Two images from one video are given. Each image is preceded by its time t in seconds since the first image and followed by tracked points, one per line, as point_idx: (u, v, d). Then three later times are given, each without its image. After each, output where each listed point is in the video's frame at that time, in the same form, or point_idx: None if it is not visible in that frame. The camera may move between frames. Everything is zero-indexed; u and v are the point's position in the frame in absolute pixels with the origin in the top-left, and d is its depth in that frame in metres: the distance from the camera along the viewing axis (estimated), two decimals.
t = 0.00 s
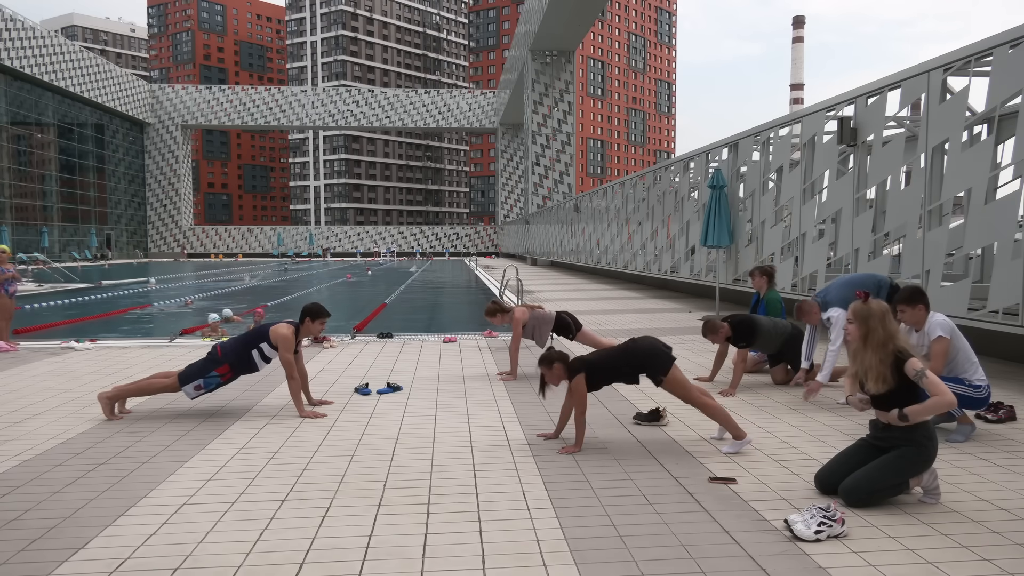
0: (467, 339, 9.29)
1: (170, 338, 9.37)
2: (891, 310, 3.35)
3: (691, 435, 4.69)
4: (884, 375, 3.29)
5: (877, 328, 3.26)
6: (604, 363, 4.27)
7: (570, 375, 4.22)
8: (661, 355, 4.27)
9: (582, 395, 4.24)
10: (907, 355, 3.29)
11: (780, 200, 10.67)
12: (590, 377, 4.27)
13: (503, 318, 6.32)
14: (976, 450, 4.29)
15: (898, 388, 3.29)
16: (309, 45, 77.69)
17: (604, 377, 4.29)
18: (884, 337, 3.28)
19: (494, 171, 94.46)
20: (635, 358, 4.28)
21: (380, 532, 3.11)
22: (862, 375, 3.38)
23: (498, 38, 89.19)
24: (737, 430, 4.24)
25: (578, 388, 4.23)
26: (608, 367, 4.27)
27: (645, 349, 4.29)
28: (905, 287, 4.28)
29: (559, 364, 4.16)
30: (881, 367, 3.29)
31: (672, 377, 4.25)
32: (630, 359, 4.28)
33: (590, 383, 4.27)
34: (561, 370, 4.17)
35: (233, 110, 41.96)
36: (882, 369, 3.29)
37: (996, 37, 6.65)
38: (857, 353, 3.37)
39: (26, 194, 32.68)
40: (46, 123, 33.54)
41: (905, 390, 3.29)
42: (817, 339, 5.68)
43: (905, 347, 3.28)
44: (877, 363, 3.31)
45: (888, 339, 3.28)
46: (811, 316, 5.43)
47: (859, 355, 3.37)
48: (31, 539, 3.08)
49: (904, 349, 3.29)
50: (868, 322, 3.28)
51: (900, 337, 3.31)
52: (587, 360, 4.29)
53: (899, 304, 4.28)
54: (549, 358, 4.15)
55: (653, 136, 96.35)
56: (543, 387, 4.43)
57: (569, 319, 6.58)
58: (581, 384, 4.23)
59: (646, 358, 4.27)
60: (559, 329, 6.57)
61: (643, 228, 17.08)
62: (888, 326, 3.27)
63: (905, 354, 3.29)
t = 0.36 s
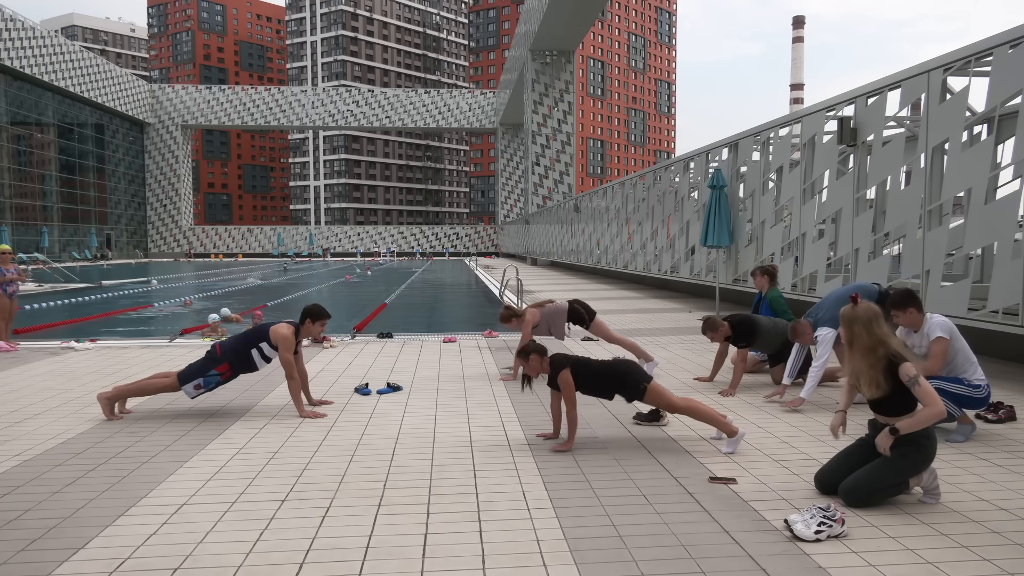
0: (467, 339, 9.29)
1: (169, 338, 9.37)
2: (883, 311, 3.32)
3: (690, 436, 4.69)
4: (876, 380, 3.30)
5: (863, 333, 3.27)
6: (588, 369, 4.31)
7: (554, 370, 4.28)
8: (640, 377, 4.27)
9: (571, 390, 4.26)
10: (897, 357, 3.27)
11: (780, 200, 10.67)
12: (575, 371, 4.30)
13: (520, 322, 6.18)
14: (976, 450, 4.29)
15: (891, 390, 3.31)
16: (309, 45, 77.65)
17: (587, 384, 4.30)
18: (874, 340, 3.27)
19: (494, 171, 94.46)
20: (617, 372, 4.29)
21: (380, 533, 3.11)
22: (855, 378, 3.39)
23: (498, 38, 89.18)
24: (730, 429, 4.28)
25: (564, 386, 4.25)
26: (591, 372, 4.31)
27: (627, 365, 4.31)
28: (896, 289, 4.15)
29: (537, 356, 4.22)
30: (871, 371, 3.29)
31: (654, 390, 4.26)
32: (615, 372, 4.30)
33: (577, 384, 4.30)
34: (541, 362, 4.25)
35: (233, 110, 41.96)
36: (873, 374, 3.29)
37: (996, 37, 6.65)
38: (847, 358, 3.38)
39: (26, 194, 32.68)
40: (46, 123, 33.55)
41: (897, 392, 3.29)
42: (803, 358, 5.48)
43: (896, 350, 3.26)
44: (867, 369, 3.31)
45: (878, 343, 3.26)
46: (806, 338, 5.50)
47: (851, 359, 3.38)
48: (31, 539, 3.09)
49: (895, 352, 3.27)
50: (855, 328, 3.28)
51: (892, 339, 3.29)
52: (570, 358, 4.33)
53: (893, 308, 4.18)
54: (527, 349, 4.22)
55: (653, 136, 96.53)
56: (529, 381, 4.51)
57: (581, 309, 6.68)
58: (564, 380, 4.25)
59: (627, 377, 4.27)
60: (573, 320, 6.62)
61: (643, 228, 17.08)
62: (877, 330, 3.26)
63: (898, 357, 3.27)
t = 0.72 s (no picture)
0: (467, 339, 9.29)
1: (169, 338, 9.37)
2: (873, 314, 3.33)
3: (690, 436, 4.69)
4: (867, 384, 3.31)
5: (852, 337, 3.29)
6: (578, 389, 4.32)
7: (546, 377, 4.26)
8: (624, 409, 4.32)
9: (561, 397, 4.24)
10: (888, 360, 3.28)
11: (780, 200, 10.67)
12: (567, 379, 4.27)
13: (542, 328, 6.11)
14: (976, 449, 4.29)
15: (881, 393, 3.32)
16: (309, 45, 77.60)
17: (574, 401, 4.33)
18: (861, 344, 3.30)
19: (494, 171, 94.45)
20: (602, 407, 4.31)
21: (380, 533, 3.11)
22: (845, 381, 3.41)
23: (498, 38, 89.16)
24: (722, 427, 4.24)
25: (556, 391, 4.22)
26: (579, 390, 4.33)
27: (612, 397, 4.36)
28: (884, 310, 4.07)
29: (528, 363, 4.23)
30: (860, 373, 3.31)
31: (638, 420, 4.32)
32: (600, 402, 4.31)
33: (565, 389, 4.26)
34: (532, 366, 4.25)
35: (233, 110, 41.96)
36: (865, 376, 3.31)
37: (997, 37, 6.64)
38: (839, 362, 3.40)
39: (26, 194, 32.68)
40: (46, 123, 33.55)
41: (888, 396, 3.30)
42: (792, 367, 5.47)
43: (885, 353, 3.28)
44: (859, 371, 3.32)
45: (866, 347, 3.29)
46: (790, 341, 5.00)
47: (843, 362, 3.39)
48: (31, 539, 3.09)
49: (883, 356, 3.28)
50: (846, 331, 3.31)
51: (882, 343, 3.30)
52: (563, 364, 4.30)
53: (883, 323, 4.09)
54: (517, 356, 4.21)
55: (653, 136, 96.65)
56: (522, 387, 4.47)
57: (596, 295, 6.64)
58: (555, 388, 4.22)
59: (613, 409, 4.31)
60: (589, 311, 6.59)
61: (643, 228, 17.08)
62: (868, 334, 3.28)
63: (889, 361, 3.28)
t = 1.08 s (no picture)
0: (467, 339, 9.30)
1: (170, 338, 9.37)
2: (876, 316, 3.36)
3: (691, 436, 4.69)
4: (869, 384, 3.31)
5: (854, 337, 3.31)
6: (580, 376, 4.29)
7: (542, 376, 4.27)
8: (636, 385, 4.25)
9: (559, 395, 4.27)
10: (888, 361, 3.29)
11: (780, 200, 10.68)
12: (564, 377, 4.28)
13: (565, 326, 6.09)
14: (976, 449, 4.29)
15: (879, 393, 3.33)
16: (309, 45, 77.62)
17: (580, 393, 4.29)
18: (862, 344, 3.32)
19: (494, 171, 94.44)
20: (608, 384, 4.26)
21: (380, 533, 3.11)
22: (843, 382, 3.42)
23: (498, 38, 89.15)
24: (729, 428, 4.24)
25: (551, 389, 4.25)
26: (581, 377, 4.29)
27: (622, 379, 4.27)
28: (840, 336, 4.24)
29: (531, 373, 4.23)
30: (860, 374, 3.33)
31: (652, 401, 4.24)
32: (605, 378, 4.28)
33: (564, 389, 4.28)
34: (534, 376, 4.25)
35: (233, 110, 41.96)
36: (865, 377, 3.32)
37: (997, 37, 6.64)
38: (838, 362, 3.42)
39: (26, 194, 32.69)
40: (46, 123, 33.55)
41: (887, 397, 3.31)
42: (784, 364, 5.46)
43: (885, 354, 3.29)
44: (858, 371, 3.34)
45: (866, 346, 3.31)
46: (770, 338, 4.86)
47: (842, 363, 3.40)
48: (31, 539, 3.09)
49: (883, 357, 3.29)
50: (846, 330, 3.34)
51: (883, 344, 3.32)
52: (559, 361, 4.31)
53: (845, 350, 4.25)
54: (515, 369, 4.24)
55: (653, 136, 96.93)
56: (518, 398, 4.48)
57: (604, 289, 6.60)
58: (552, 387, 4.26)
59: (623, 385, 4.25)
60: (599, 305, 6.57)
61: (643, 228, 17.08)
62: (868, 334, 3.30)
63: (889, 362, 3.29)
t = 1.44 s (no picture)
0: (467, 339, 9.30)
1: (170, 338, 9.38)
2: (875, 317, 3.38)
3: (691, 436, 4.69)
4: (871, 384, 3.31)
5: (857, 337, 3.32)
6: (600, 361, 4.27)
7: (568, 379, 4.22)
8: (661, 343, 4.32)
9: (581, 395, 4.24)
10: (889, 361, 3.30)
11: (780, 201, 10.68)
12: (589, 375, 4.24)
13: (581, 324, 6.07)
14: (976, 450, 4.29)
15: (880, 395, 3.33)
16: (309, 45, 77.61)
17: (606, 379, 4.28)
18: (865, 345, 3.32)
19: (494, 171, 94.40)
20: (633, 350, 4.29)
21: (380, 532, 3.11)
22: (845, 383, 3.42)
23: (498, 38, 89.15)
24: (737, 428, 4.26)
25: (573, 389, 4.21)
26: (603, 360, 4.27)
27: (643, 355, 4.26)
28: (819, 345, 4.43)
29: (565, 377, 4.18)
30: (864, 374, 3.32)
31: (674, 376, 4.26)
32: (629, 348, 4.30)
33: (590, 384, 4.26)
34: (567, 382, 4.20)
35: (233, 110, 41.95)
36: (867, 377, 3.31)
37: (997, 37, 6.64)
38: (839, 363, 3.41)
39: (26, 194, 32.68)
40: (46, 123, 33.55)
41: (887, 398, 3.32)
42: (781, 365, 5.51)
43: (886, 354, 3.30)
44: (859, 371, 3.33)
45: (868, 347, 3.31)
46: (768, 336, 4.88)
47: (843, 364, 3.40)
48: (31, 539, 3.08)
49: (884, 358, 3.30)
50: (847, 330, 3.34)
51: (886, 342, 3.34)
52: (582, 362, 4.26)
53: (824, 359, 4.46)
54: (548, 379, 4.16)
55: (653, 136, 97.05)
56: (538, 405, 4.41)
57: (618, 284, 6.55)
58: (577, 387, 4.21)
59: (652, 349, 4.27)
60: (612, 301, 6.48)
61: (643, 228, 17.09)
62: (869, 334, 3.32)
63: (890, 362, 3.30)
